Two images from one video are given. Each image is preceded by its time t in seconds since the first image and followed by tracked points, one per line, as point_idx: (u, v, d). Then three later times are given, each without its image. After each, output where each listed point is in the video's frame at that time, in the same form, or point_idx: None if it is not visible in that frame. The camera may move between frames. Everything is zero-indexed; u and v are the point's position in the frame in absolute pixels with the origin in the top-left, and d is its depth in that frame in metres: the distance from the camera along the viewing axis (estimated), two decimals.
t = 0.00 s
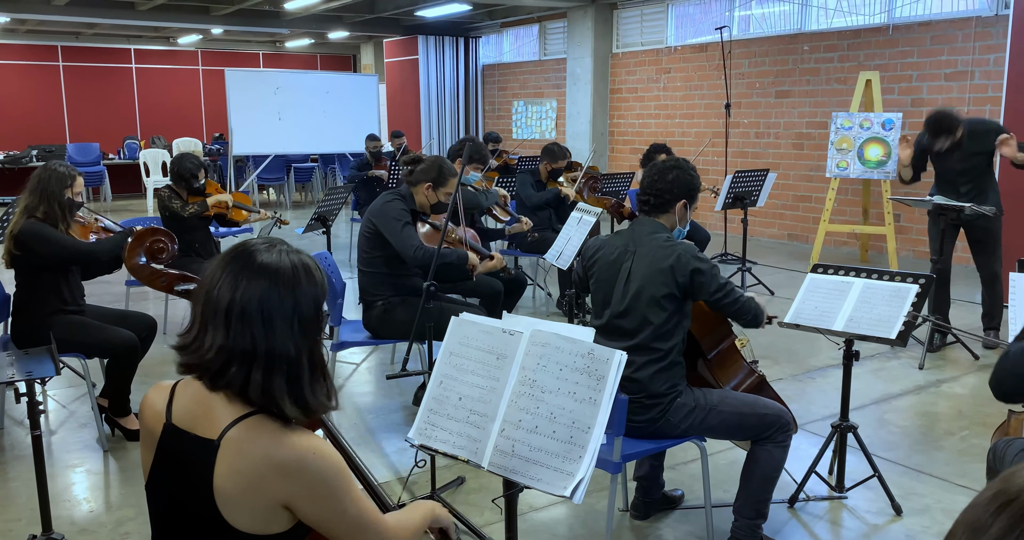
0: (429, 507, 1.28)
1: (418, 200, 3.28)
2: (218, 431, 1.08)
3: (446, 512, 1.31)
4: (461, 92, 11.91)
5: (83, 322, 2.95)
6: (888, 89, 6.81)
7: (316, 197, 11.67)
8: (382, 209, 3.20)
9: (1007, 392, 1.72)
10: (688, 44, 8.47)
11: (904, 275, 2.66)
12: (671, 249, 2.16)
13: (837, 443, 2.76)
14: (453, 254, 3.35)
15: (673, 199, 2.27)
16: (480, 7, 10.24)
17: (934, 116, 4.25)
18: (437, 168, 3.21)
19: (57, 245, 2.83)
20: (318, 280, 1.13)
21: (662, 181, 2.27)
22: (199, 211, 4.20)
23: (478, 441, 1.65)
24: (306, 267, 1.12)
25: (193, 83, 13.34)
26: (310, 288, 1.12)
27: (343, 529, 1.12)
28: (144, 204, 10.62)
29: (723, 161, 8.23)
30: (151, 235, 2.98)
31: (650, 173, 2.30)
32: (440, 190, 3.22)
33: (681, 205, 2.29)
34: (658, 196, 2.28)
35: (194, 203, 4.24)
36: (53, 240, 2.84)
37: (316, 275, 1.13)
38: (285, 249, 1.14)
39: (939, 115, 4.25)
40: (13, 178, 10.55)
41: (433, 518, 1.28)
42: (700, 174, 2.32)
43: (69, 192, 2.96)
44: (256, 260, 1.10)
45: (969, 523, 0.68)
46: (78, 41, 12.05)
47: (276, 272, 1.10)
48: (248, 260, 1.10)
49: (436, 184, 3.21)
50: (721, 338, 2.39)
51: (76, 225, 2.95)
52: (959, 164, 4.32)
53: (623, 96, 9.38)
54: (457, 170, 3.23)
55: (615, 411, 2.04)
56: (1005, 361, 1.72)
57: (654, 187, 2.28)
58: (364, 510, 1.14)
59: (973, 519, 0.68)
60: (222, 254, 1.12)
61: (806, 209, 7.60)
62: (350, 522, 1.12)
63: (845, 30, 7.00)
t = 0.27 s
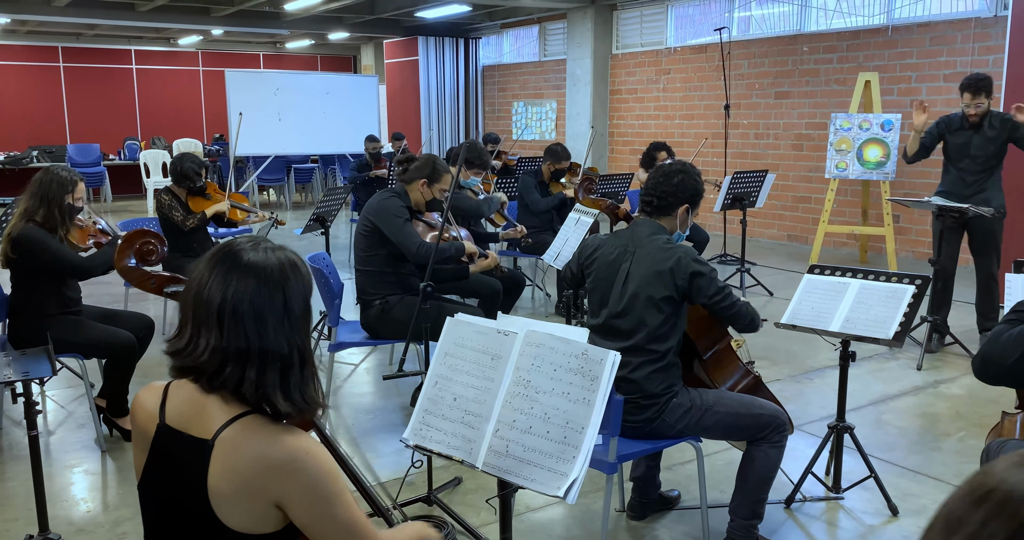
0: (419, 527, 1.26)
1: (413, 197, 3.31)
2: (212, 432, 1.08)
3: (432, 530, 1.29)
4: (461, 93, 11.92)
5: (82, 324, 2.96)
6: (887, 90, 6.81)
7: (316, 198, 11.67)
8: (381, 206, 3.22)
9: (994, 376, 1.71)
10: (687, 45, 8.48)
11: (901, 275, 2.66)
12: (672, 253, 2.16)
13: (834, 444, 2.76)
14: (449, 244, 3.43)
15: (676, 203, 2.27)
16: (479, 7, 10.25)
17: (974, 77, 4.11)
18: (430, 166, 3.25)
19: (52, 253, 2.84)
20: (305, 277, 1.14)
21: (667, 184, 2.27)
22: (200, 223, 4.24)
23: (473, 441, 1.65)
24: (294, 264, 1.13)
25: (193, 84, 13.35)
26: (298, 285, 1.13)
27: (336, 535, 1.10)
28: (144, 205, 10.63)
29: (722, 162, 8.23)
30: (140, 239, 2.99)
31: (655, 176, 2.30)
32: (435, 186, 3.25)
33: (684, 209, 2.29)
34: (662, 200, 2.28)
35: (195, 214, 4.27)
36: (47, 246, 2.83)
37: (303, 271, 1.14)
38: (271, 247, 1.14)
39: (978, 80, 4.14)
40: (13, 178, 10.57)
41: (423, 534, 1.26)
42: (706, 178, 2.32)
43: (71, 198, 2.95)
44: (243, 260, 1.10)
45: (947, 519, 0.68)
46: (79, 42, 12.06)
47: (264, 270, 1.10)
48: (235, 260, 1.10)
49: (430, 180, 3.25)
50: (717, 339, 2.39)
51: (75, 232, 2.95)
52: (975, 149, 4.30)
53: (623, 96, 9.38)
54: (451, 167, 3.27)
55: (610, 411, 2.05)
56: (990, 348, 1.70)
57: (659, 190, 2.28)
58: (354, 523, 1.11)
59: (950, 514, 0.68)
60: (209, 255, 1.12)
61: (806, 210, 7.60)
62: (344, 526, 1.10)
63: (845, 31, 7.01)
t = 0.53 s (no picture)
0: (451, 498, 1.26)
1: (390, 191, 3.36)
2: (203, 433, 1.09)
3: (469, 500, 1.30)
4: (461, 94, 11.94)
5: (78, 324, 2.97)
6: (886, 91, 6.82)
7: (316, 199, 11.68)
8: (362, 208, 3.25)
9: (983, 377, 1.71)
10: (686, 47, 8.49)
11: (897, 276, 2.66)
12: (661, 250, 2.17)
13: (830, 445, 2.76)
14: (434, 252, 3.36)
15: (659, 199, 2.28)
16: (479, 9, 10.27)
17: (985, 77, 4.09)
18: (400, 157, 3.30)
19: (42, 255, 2.83)
20: (285, 275, 1.14)
21: (647, 182, 2.29)
22: (190, 225, 4.22)
23: (466, 442, 1.66)
24: (273, 263, 1.13)
25: (193, 85, 13.37)
26: (278, 284, 1.12)
27: (347, 516, 1.10)
28: (144, 206, 10.64)
29: (721, 164, 8.25)
30: (137, 239, 3.03)
31: (635, 175, 2.31)
32: (409, 175, 3.31)
33: (668, 204, 2.30)
34: (644, 198, 2.28)
35: (188, 213, 4.23)
36: (41, 246, 2.84)
37: (284, 270, 1.14)
38: (252, 247, 1.14)
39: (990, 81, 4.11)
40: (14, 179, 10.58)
41: (455, 507, 1.26)
42: (683, 171, 2.34)
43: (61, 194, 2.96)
44: (223, 260, 1.11)
45: (908, 508, 0.69)
46: (79, 44, 12.08)
47: (242, 271, 1.10)
48: (216, 261, 1.11)
49: (403, 170, 3.31)
50: (713, 339, 2.40)
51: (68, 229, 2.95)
52: (985, 149, 4.28)
53: (622, 98, 9.38)
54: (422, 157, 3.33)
55: (604, 411, 2.06)
56: (980, 347, 1.70)
57: (640, 189, 2.29)
58: (368, 499, 1.12)
59: (912, 506, 0.68)
60: (189, 257, 1.12)
61: (805, 211, 7.61)
62: (351, 512, 1.10)
63: (843, 33, 7.01)
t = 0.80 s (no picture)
0: (415, 499, 1.28)
1: (367, 195, 3.32)
2: (198, 434, 1.10)
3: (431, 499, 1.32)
4: (461, 95, 11.94)
5: (73, 325, 2.98)
6: (885, 92, 6.82)
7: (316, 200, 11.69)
8: (343, 216, 3.20)
9: (978, 379, 1.72)
10: (686, 48, 8.50)
11: (893, 278, 2.66)
12: (659, 255, 2.18)
13: (826, 446, 2.77)
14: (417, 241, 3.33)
15: (658, 203, 2.28)
16: (479, 10, 10.29)
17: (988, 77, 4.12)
18: (379, 161, 3.27)
19: (33, 256, 2.84)
20: (278, 277, 1.15)
21: (646, 185, 2.28)
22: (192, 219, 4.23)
23: (461, 442, 1.67)
24: (266, 264, 1.14)
25: (193, 86, 13.39)
26: (271, 285, 1.14)
27: (330, 524, 1.12)
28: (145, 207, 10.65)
29: (720, 165, 8.25)
30: (132, 241, 3.12)
31: (634, 177, 2.31)
32: (386, 179, 3.28)
33: (666, 208, 2.30)
34: (643, 201, 2.28)
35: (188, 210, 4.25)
36: (32, 246, 2.85)
37: (277, 271, 1.15)
38: (245, 248, 1.15)
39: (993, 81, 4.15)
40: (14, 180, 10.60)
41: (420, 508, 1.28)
42: (684, 176, 2.33)
43: (51, 195, 2.97)
44: (215, 261, 1.12)
45: (899, 513, 0.69)
46: (80, 45, 12.10)
47: (235, 272, 1.11)
48: (208, 262, 1.12)
49: (380, 175, 3.28)
50: (708, 341, 2.41)
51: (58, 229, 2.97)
52: (987, 150, 4.27)
53: (622, 99, 9.39)
54: (399, 157, 3.31)
55: (600, 412, 2.06)
56: (976, 348, 1.71)
57: (639, 192, 2.28)
58: (352, 507, 1.14)
59: (904, 511, 0.69)
60: (182, 258, 1.13)
61: (804, 213, 7.61)
62: (335, 515, 1.12)
63: (843, 34, 7.02)
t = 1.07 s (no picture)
0: (423, 510, 1.27)
1: (357, 199, 3.39)
2: (190, 432, 1.10)
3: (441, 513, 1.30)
4: (461, 96, 11.95)
5: (65, 325, 2.99)
6: (885, 93, 6.83)
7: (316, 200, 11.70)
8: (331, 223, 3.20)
9: (973, 386, 1.72)
10: (686, 48, 8.50)
11: (889, 278, 2.67)
12: (652, 252, 2.18)
13: (823, 446, 2.77)
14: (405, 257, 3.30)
15: (652, 202, 2.29)
16: (479, 11, 10.29)
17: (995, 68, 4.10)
18: (367, 163, 3.35)
19: (21, 258, 2.83)
20: (271, 275, 1.16)
21: (641, 184, 2.30)
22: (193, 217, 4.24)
23: (456, 442, 1.67)
24: (259, 263, 1.15)
25: (194, 86, 13.40)
26: (264, 283, 1.14)
27: (322, 525, 1.12)
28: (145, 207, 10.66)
29: (720, 166, 8.26)
30: (123, 241, 3.06)
31: (630, 176, 2.32)
32: (375, 182, 3.36)
33: (661, 207, 2.31)
34: (637, 199, 2.29)
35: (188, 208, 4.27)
36: (22, 248, 2.85)
37: (270, 270, 1.16)
38: (237, 247, 1.16)
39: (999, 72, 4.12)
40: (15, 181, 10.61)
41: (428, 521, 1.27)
42: (678, 177, 2.36)
43: (38, 199, 2.98)
44: (207, 260, 1.12)
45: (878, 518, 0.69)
46: (80, 45, 12.11)
47: (227, 270, 1.12)
48: (200, 260, 1.12)
49: (369, 179, 3.35)
50: (704, 340, 2.41)
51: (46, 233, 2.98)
52: (984, 144, 4.27)
53: (622, 99, 9.40)
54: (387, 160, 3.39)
55: (595, 412, 2.07)
56: (969, 353, 1.72)
57: (634, 191, 2.30)
58: (344, 510, 1.14)
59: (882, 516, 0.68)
60: (175, 256, 1.14)
61: (804, 213, 7.62)
62: (326, 516, 1.13)
63: (842, 34, 7.01)
